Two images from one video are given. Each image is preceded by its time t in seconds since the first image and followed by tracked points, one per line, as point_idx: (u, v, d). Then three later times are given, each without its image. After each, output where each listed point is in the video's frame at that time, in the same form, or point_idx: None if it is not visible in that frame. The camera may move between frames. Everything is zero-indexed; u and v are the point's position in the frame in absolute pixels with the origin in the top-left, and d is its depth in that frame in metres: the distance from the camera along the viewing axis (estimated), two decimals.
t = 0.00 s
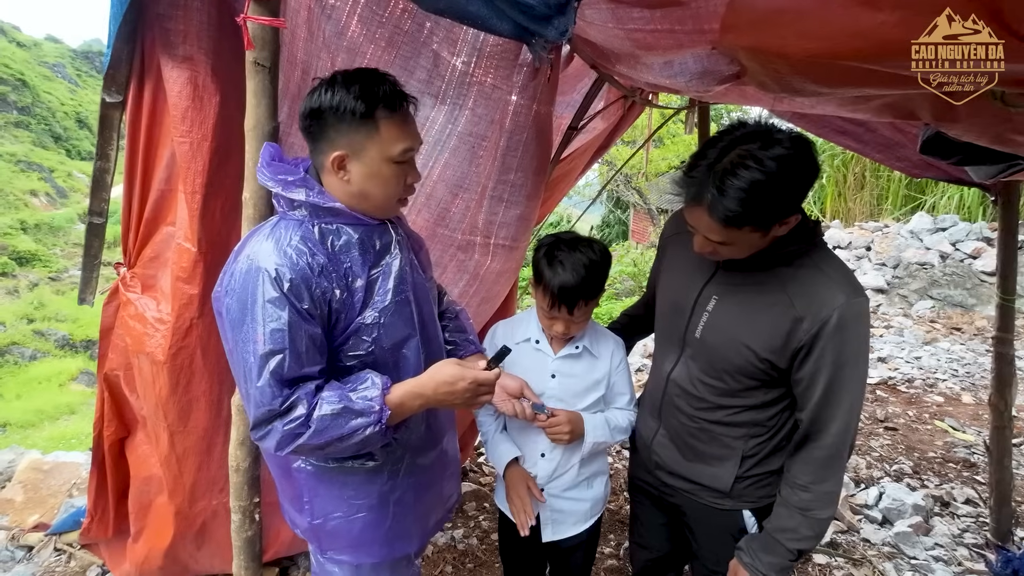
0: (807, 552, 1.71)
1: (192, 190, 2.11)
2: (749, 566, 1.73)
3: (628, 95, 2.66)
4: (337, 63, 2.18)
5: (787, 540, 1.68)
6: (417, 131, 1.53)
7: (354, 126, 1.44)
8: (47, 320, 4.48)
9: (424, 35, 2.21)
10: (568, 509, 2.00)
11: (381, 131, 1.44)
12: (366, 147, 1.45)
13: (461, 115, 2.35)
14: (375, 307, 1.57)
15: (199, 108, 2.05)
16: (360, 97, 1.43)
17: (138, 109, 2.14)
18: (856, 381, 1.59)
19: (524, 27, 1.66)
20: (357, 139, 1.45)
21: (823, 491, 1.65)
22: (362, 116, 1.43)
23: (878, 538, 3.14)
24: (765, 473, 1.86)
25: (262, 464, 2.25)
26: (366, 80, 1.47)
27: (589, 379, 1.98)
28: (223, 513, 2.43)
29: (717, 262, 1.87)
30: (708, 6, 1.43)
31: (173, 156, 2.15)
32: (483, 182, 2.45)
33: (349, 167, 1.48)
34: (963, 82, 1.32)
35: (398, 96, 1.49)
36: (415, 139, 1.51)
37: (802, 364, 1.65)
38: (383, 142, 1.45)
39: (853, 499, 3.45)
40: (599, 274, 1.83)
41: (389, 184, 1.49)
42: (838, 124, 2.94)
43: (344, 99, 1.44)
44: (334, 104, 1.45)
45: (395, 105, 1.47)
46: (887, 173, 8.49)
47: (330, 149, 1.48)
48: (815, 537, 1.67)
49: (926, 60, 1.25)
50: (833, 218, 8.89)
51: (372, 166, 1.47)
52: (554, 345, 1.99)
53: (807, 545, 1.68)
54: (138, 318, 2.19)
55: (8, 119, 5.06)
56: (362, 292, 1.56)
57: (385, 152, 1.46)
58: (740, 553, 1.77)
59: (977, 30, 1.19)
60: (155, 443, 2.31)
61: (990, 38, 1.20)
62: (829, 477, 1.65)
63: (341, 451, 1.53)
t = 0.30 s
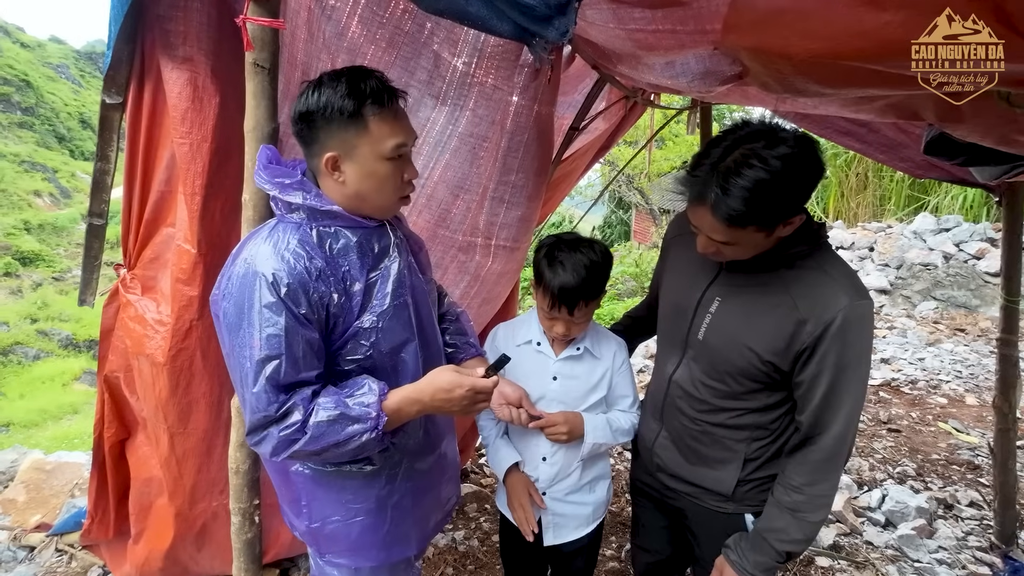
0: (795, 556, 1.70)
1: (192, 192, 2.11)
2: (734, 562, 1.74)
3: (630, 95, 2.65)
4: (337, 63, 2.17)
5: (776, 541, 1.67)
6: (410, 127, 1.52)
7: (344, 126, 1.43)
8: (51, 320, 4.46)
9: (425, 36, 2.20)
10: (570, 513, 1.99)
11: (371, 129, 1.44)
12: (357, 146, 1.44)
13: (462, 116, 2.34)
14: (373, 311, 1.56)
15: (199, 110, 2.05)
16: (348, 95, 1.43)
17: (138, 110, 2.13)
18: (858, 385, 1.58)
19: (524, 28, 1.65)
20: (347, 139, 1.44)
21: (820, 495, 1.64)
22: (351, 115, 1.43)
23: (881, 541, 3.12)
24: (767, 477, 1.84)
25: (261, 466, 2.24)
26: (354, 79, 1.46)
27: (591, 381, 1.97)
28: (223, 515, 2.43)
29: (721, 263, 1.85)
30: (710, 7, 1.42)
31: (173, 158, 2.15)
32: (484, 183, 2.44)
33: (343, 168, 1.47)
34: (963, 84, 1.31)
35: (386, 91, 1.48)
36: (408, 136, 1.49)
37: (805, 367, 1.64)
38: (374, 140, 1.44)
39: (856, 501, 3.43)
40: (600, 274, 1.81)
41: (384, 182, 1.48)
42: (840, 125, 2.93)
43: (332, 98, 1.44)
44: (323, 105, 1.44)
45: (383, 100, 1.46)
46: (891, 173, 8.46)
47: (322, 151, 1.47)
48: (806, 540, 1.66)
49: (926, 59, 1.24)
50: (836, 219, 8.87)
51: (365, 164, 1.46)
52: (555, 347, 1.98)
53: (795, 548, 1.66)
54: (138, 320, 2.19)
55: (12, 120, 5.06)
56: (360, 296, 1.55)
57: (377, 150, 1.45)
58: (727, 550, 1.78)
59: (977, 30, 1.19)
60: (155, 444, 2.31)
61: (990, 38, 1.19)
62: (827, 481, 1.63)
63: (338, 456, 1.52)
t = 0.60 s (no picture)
0: (809, 561, 1.69)
1: (193, 193, 2.11)
2: (749, 571, 1.73)
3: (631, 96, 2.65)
4: (339, 65, 2.17)
5: (788, 547, 1.67)
6: (411, 127, 1.52)
7: (344, 127, 1.43)
8: (53, 320, 4.46)
9: (426, 37, 2.21)
10: (573, 515, 1.99)
11: (372, 129, 1.44)
12: (357, 147, 1.44)
13: (463, 117, 2.34)
14: (374, 313, 1.56)
15: (201, 111, 2.05)
16: (348, 96, 1.43)
17: (140, 111, 2.13)
18: (863, 387, 1.57)
19: (526, 30, 1.64)
20: (348, 140, 1.44)
21: (825, 498, 1.63)
22: (352, 116, 1.43)
23: (883, 543, 3.12)
24: (771, 479, 1.84)
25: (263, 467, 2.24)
26: (354, 80, 1.46)
27: (594, 383, 1.96)
28: (225, 516, 2.43)
29: (724, 265, 1.85)
30: (711, 8, 1.42)
31: (175, 160, 2.15)
32: (486, 184, 2.43)
33: (343, 169, 1.47)
34: (962, 84, 1.29)
35: (387, 92, 1.47)
36: (409, 137, 1.49)
37: (809, 369, 1.64)
38: (374, 141, 1.44)
39: (858, 503, 3.42)
40: (603, 276, 1.81)
41: (384, 183, 1.48)
42: (842, 126, 2.92)
43: (333, 99, 1.44)
44: (323, 106, 1.44)
45: (384, 101, 1.45)
46: (893, 174, 8.44)
47: (323, 152, 1.47)
48: (818, 546, 1.65)
49: (926, 60, 1.23)
50: (838, 220, 8.85)
51: (365, 165, 1.46)
52: (558, 348, 1.98)
53: (809, 554, 1.66)
54: (140, 321, 2.19)
55: (15, 121, 5.07)
56: (361, 298, 1.55)
57: (377, 150, 1.45)
58: (741, 559, 1.77)
59: (977, 30, 1.19)
60: (157, 445, 2.31)
61: (990, 38, 1.19)
62: (831, 484, 1.63)
63: (339, 458, 1.52)
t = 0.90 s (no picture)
0: (809, 561, 1.70)
1: (195, 194, 2.11)
2: (750, 571, 1.73)
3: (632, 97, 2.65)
4: (340, 66, 2.17)
5: (789, 547, 1.67)
6: (411, 126, 1.52)
7: (344, 125, 1.44)
8: (55, 320, 4.47)
9: (427, 38, 2.21)
10: (576, 516, 1.99)
11: (372, 127, 1.44)
12: (358, 145, 1.45)
13: (464, 118, 2.35)
14: (374, 311, 1.57)
15: (203, 112, 2.06)
16: (349, 94, 1.43)
17: (142, 112, 2.14)
18: (866, 388, 1.58)
19: (527, 30, 1.64)
20: (349, 138, 1.44)
21: (826, 498, 1.63)
22: (352, 114, 1.43)
23: (884, 543, 3.12)
24: (771, 480, 1.84)
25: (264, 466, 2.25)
26: (354, 78, 1.47)
27: (598, 385, 1.96)
28: (226, 515, 2.43)
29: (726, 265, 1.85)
30: (711, 8, 1.43)
31: (176, 160, 2.16)
32: (486, 184, 2.43)
33: (344, 166, 1.48)
34: (963, 84, 1.29)
35: (387, 91, 1.48)
36: (409, 135, 1.50)
37: (811, 369, 1.64)
38: (375, 139, 1.44)
39: (859, 503, 3.42)
40: (605, 276, 1.81)
41: (385, 181, 1.48)
42: (843, 126, 2.92)
43: (333, 97, 1.44)
44: (324, 105, 1.45)
45: (384, 100, 1.46)
46: (894, 175, 8.44)
47: (324, 150, 1.48)
48: (819, 546, 1.65)
49: (926, 60, 1.23)
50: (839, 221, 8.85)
51: (365, 162, 1.46)
52: (561, 350, 1.98)
53: (810, 554, 1.66)
54: (142, 321, 2.20)
55: (17, 122, 5.08)
56: (362, 297, 1.55)
57: (377, 148, 1.45)
58: (741, 558, 1.77)
59: (977, 30, 1.18)
60: (158, 445, 2.31)
61: (990, 38, 1.18)
62: (833, 485, 1.63)
63: (339, 456, 1.53)
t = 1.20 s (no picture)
0: (804, 562, 1.70)
1: (194, 193, 2.11)
2: (744, 571, 1.74)
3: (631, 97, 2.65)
4: (340, 66, 2.18)
5: (784, 548, 1.67)
6: (410, 125, 1.53)
7: (343, 122, 1.44)
8: (55, 321, 4.49)
9: (427, 38, 2.22)
10: (574, 515, 1.99)
11: (371, 125, 1.45)
12: (356, 142, 1.45)
13: (463, 118, 2.35)
14: (373, 310, 1.57)
15: (202, 112, 2.06)
16: (347, 93, 1.44)
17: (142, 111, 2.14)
18: (863, 388, 1.58)
19: (525, 30, 1.64)
20: (347, 135, 1.45)
21: (822, 499, 1.63)
22: (351, 111, 1.44)
23: (883, 543, 3.12)
24: (768, 480, 1.84)
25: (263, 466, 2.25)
26: (353, 77, 1.47)
27: (595, 385, 1.96)
28: (225, 515, 2.43)
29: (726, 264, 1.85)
30: (707, 9, 1.43)
31: (176, 159, 2.16)
32: (486, 185, 2.43)
33: (343, 164, 1.48)
34: (963, 84, 1.30)
35: (386, 90, 1.49)
36: (407, 134, 1.50)
37: (808, 369, 1.64)
38: (374, 136, 1.45)
39: (858, 504, 3.42)
40: (600, 276, 1.81)
41: (383, 179, 1.49)
42: (842, 126, 2.92)
43: (332, 96, 1.45)
44: (323, 103, 1.45)
45: (382, 98, 1.47)
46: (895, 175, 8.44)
47: (322, 148, 1.48)
48: (814, 547, 1.65)
49: (926, 59, 1.23)
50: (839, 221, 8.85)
51: (363, 160, 1.47)
52: (558, 350, 1.98)
53: (804, 555, 1.66)
54: (141, 321, 2.20)
55: (18, 122, 5.09)
56: (360, 296, 1.56)
57: (376, 146, 1.46)
58: (736, 558, 1.78)
59: (977, 30, 1.17)
60: (157, 445, 2.32)
61: (990, 38, 1.17)
62: (829, 485, 1.63)
63: (335, 455, 1.53)
